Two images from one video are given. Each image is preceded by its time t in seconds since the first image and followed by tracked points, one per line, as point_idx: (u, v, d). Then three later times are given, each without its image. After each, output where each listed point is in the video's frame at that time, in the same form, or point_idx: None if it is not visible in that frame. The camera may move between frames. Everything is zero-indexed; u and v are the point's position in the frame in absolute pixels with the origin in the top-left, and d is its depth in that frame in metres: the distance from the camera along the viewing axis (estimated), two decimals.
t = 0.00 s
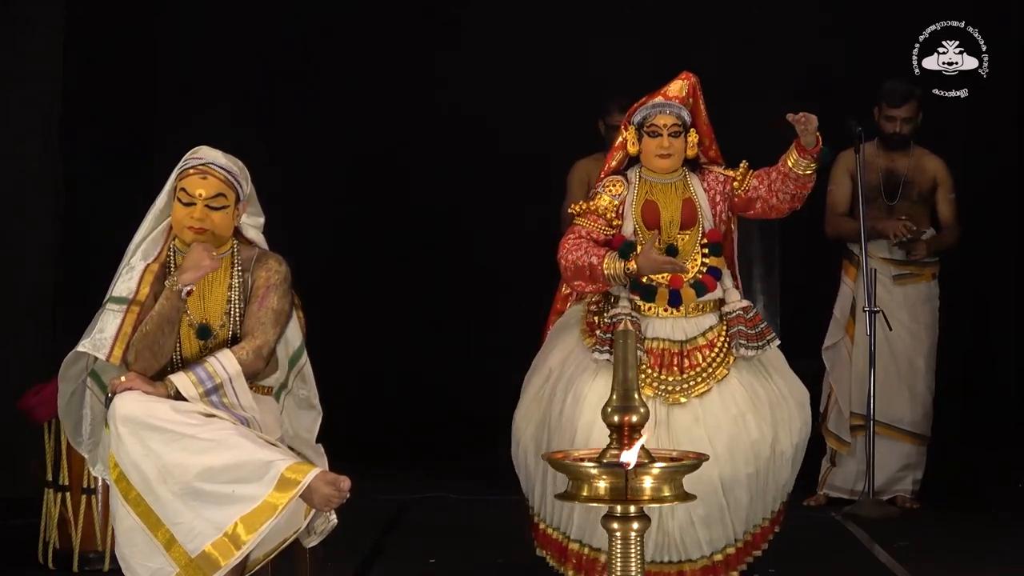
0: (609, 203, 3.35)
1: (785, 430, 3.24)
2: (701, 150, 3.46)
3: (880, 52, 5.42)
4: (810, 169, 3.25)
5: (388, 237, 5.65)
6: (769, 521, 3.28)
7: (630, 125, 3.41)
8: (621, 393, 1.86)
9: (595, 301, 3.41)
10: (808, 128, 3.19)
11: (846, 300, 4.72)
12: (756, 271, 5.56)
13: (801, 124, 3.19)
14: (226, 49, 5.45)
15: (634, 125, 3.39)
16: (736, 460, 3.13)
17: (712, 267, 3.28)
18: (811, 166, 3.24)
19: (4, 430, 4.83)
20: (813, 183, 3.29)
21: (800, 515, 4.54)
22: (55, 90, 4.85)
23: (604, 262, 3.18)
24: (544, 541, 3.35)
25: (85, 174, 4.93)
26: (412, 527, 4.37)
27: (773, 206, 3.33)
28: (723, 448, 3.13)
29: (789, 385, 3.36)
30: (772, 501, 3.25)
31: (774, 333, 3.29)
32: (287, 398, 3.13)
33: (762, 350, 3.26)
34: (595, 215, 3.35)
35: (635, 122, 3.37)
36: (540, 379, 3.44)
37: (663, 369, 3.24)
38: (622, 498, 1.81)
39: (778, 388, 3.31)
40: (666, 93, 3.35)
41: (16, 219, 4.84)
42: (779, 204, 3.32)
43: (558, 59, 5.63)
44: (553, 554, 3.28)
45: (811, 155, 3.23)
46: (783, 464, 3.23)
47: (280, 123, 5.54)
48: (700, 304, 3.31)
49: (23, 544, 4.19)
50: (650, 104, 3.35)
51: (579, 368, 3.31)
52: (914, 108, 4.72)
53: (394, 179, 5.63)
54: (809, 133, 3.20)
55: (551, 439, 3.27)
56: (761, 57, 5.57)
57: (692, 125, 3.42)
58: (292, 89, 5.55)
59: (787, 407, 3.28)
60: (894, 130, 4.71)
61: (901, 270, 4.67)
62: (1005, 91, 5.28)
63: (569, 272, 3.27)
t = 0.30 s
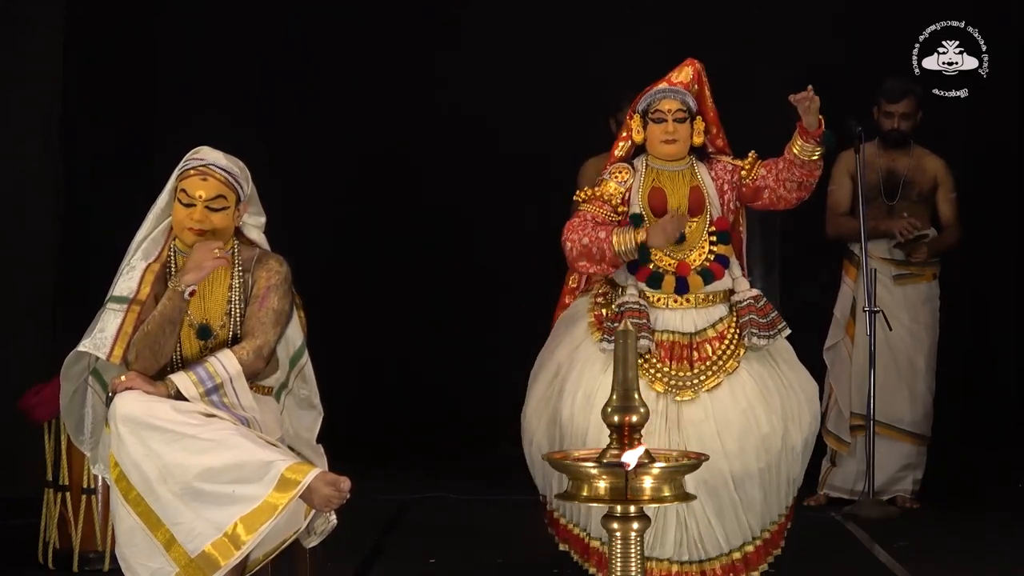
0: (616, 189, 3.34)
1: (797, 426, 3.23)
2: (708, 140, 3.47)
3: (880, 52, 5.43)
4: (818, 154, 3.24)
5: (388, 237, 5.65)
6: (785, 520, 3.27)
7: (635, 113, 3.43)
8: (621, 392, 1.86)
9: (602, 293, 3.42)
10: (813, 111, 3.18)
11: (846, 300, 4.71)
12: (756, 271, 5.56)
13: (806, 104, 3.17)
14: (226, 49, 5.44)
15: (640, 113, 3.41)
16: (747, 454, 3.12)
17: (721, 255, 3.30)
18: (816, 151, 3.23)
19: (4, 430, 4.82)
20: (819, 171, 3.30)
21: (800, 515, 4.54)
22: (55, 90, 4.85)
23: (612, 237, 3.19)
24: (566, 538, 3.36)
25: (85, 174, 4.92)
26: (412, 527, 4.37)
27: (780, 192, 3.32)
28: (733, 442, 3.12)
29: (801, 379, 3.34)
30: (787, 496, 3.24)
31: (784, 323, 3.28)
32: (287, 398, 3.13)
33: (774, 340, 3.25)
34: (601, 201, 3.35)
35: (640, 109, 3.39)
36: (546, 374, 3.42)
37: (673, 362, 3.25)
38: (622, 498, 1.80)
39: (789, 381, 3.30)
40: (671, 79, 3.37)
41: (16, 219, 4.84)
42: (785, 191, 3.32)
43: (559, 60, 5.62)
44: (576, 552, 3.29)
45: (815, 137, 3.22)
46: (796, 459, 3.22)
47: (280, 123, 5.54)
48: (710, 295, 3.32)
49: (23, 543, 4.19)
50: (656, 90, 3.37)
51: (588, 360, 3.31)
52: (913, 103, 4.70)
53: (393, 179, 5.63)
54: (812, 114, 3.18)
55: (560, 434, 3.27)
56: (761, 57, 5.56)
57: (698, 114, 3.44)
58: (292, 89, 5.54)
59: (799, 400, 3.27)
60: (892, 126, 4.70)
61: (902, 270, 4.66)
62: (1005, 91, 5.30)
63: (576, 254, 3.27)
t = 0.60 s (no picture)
0: (622, 174, 3.41)
1: (800, 423, 3.21)
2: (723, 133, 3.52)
3: (880, 52, 5.44)
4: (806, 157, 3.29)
5: (388, 237, 5.65)
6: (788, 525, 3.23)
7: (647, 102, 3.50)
8: (621, 392, 1.86)
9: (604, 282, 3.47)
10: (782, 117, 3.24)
11: (845, 300, 4.71)
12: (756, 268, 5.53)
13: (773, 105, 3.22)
14: (226, 49, 5.42)
15: (651, 102, 3.48)
16: (744, 449, 3.11)
17: (725, 246, 3.34)
18: (801, 158, 3.28)
19: (4, 431, 4.88)
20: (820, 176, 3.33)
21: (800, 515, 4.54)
22: (55, 90, 4.92)
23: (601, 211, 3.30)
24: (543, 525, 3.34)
25: (84, 174, 4.96)
26: (412, 527, 4.38)
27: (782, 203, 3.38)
28: (732, 436, 3.12)
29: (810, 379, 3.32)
30: (792, 499, 3.21)
31: (790, 318, 3.28)
32: (288, 398, 3.14)
33: (776, 335, 3.25)
34: (605, 183, 3.41)
35: (650, 98, 3.47)
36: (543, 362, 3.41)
37: (672, 351, 3.27)
38: (622, 498, 1.81)
39: (794, 378, 3.29)
40: (680, 69, 3.44)
41: (16, 219, 4.91)
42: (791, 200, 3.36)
43: (559, 59, 5.61)
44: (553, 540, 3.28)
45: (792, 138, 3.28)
46: (801, 459, 3.19)
47: (281, 123, 5.53)
48: (714, 286, 3.34)
49: (23, 544, 4.19)
50: (665, 79, 3.44)
51: (587, 350, 3.32)
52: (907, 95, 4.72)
53: (393, 179, 5.63)
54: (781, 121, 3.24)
55: (551, 421, 3.27)
56: (761, 57, 5.56)
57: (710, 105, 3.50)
58: (292, 89, 5.53)
59: (804, 397, 3.26)
60: (885, 118, 4.74)
61: (900, 270, 4.68)
62: (1005, 90, 5.32)
63: (567, 227, 3.37)
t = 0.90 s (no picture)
0: (649, 173, 3.40)
1: (819, 434, 3.13)
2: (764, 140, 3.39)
3: (880, 52, 5.44)
4: (784, 204, 3.19)
5: (387, 237, 5.65)
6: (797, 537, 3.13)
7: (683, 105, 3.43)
8: (621, 393, 1.86)
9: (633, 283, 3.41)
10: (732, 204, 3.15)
11: (841, 300, 4.73)
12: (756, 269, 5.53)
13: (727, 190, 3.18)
14: (226, 49, 5.43)
15: (686, 104, 3.41)
16: (758, 459, 3.04)
17: (749, 251, 3.27)
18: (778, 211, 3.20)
19: (4, 430, 4.90)
20: (815, 214, 3.25)
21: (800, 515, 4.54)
22: (54, 90, 4.92)
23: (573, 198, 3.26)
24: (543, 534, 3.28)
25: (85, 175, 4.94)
26: (413, 527, 4.38)
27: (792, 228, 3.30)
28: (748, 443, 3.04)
29: (834, 390, 3.25)
30: (803, 511, 3.12)
31: (816, 328, 3.21)
32: (289, 398, 3.14)
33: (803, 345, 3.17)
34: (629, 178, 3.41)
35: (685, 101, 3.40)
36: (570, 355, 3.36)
37: (692, 356, 3.21)
38: (622, 498, 1.81)
39: (816, 389, 3.21)
40: (714, 73, 3.36)
41: (16, 219, 4.93)
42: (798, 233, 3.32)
43: (558, 59, 5.61)
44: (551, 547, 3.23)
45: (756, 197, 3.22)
46: (818, 469, 3.11)
47: (280, 123, 5.53)
48: (739, 292, 3.27)
49: (23, 544, 4.19)
50: (698, 83, 3.36)
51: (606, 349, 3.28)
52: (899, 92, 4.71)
53: (393, 179, 5.63)
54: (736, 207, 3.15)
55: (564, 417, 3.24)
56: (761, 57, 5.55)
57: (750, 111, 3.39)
58: (292, 89, 5.54)
59: (825, 409, 3.19)
60: (876, 116, 4.73)
61: (896, 269, 4.68)
62: (1005, 90, 5.33)
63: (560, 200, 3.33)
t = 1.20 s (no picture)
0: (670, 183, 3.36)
1: (842, 451, 3.08)
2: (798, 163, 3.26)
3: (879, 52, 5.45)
4: (775, 212, 3.08)
5: (388, 237, 5.64)
6: (841, 554, 3.10)
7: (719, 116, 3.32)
8: (621, 393, 1.86)
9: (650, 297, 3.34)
10: (729, 200, 3.07)
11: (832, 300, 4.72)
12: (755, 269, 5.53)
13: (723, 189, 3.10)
14: (226, 49, 5.44)
15: (721, 115, 3.30)
16: (782, 478, 3.00)
17: (758, 271, 3.16)
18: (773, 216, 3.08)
19: (5, 431, 4.93)
20: (816, 226, 3.10)
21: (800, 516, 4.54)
22: (54, 90, 4.97)
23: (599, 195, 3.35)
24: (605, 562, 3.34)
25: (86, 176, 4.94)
26: (413, 527, 4.38)
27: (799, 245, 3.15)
28: (768, 463, 3.00)
29: (858, 404, 3.16)
30: (841, 525, 3.08)
31: (837, 346, 3.08)
32: (289, 398, 3.14)
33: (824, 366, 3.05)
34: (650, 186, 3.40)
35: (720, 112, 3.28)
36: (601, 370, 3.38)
37: (705, 376, 3.13)
38: (622, 498, 1.81)
39: (836, 404, 3.13)
40: (753, 87, 3.23)
41: (16, 219, 4.99)
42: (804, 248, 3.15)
43: (559, 59, 5.62)
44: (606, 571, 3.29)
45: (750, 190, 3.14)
46: (847, 483, 3.07)
47: (281, 123, 5.53)
48: (753, 309, 3.16)
49: (23, 544, 4.19)
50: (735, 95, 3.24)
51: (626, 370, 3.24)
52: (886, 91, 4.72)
53: (393, 179, 5.62)
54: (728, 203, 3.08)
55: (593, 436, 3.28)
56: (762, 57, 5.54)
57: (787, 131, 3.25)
58: (292, 89, 5.54)
59: (847, 423, 3.12)
60: (867, 116, 4.75)
61: (889, 266, 4.72)
62: (1006, 90, 5.33)
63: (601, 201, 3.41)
